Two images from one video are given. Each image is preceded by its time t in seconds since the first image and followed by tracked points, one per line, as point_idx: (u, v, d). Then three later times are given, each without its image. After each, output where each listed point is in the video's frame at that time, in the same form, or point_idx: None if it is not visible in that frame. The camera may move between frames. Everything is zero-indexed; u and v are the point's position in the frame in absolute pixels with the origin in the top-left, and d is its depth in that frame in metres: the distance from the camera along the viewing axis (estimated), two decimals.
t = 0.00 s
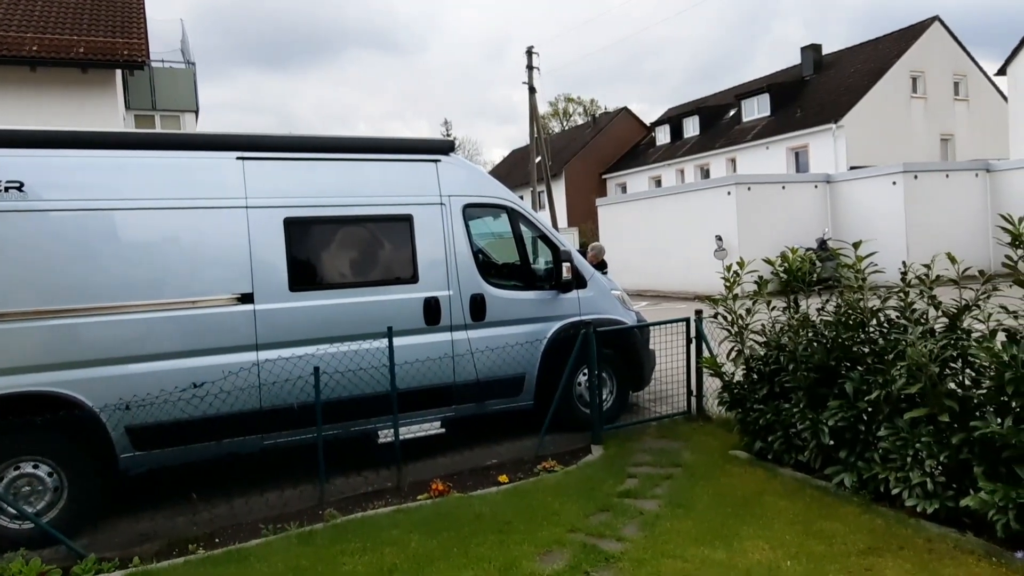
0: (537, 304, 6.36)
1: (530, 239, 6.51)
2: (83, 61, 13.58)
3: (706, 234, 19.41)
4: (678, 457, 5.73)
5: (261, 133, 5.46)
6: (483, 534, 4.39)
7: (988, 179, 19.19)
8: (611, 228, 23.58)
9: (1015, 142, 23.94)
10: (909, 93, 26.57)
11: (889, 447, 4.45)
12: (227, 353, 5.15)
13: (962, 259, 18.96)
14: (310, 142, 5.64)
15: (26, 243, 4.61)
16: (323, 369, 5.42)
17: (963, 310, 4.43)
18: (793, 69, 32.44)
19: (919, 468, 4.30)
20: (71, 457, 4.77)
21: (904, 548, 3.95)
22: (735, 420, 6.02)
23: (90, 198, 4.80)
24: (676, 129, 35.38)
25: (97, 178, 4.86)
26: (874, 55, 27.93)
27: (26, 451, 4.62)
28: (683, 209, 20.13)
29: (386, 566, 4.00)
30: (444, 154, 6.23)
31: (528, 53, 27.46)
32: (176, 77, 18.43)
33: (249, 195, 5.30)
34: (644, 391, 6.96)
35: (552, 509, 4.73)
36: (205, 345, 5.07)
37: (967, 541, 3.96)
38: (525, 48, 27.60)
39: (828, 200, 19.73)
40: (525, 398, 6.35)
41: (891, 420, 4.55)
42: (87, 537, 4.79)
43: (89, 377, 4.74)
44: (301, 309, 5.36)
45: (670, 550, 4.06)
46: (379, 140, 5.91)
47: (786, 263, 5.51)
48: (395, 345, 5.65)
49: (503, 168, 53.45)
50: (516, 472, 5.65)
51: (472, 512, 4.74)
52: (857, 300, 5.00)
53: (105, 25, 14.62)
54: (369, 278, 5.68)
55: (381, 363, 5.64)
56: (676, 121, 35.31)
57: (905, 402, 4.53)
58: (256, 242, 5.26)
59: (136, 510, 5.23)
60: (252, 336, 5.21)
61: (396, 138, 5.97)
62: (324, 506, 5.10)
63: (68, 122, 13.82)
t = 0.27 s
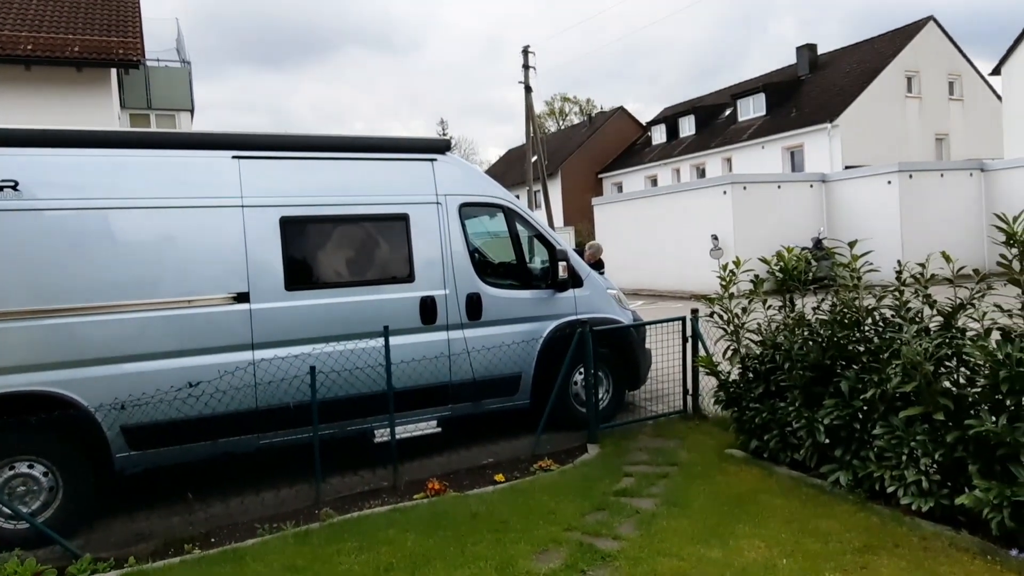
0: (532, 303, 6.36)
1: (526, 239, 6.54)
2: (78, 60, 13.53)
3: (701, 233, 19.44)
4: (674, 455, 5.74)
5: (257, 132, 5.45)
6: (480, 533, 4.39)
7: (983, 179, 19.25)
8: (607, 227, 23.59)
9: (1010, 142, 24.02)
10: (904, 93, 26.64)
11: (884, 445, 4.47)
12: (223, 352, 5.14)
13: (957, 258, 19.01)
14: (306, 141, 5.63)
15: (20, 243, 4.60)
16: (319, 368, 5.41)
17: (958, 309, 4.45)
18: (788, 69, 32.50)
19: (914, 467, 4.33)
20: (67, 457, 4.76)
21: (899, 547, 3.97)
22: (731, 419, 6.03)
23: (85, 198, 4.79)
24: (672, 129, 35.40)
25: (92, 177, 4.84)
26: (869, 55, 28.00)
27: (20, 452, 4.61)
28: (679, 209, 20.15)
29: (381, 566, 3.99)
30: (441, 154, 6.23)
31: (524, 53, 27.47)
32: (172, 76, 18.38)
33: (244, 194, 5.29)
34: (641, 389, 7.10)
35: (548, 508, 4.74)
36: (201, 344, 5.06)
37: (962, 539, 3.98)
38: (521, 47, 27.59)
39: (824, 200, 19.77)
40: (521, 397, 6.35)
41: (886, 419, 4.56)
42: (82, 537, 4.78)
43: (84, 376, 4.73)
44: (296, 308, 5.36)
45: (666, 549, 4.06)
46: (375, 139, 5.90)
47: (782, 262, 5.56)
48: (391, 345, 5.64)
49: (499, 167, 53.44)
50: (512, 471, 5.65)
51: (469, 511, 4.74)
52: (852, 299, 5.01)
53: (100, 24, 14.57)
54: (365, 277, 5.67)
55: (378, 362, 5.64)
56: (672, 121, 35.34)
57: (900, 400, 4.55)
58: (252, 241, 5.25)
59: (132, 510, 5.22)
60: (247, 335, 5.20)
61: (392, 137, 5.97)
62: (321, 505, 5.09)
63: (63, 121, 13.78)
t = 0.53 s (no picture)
0: (529, 303, 6.36)
1: (522, 239, 6.53)
2: (73, 58, 13.48)
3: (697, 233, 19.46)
4: (670, 455, 5.74)
5: (252, 131, 5.44)
6: (476, 533, 4.39)
7: (977, 179, 19.32)
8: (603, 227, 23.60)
9: (1004, 143, 24.12)
10: (898, 93, 26.72)
11: (879, 445, 4.49)
12: (218, 352, 5.13)
13: (951, 258, 19.08)
14: (302, 140, 5.62)
15: (15, 242, 4.57)
16: (315, 368, 5.40)
17: (952, 309, 4.47)
18: (783, 69, 32.57)
19: (909, 466, 4.34)
20: (61, 458, 4.73)
21: (894, 546, 3.98)
22: (727, 419, 6.04)
23: (80, 197, 4.77)
24: (667, 129, 35.44)
25: (87, 177, 4.83)
26: (864, 56, 28.08)
27: (14, 452, 4.58)
28: (674, 208, 20.17)
29: (378, 566, 3.99)
30: (437, 153, 6.23)
31: (520, 52, 27.46)
32: (167, 74, 18.33)
33: (240, 194, 5.28)
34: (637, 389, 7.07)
35: (544, 508, 4.74)
36: (196, 344, 5.05)
37: (956, 538, 3.99)
38: (517, 47, 27.60)
39: (819, 200, 19.82)
40: (517, 397, 6.35)
41: (881, 418, 4.58)
42: (77, 538, 4.76)
43: (79, 376, 4.71)
44: (292, 308, 5.35)
45: (662, 548, 4.07)
46: (371, 139, 5.90)
47: (778, 262, 5.56)
48: (388, 345, 5.64)
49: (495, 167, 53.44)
50: (508, 471, 5.65)
51: (465, 511, 4.73)
52: (848, 299, 5.03)
53: (95, 23, 14.52)
54: (361, 277, 5.66)
55: (374, 362, 5.63)
56: (667, 121, 35.36)
57: (895, 400, 4.56)
58: (248, 241, 5.24)
59: (127, 510, 5.20)
60: (243, 335, 5.19)
61: (388, 137, 5.97)
62: (316, 505, 5.08)
63: (58, 120, 13.73)
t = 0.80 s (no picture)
0: (522, 303, 6.36)
1: (516, 239, 6.54)
2: (65, 58, 13.42)
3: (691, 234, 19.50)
4: (663, 455, 5.76)
5: (246, 132, 5.43)
6: (469, 533, 4.40)
7: (969, 180, 19.43)
8: (597, 227, 23.63)
9: (994, 145, 24.26)
10: (891, 95, 26.84)
11: (870, 444, 4.51)
12: (211, 353, 5.12)
13: (943, 259, 19.17)
14: (296, 141, 5.62)
15: (7, 242, 4.56)
16: (308, 369, 5.40)
17: (943, 309, 4.51)
18: (776, 71, 32.68)
19: (900, 466, 4.36)
20: (53, 458, 4.72)
21: (885, 545, 4.00)
22: (719, 419, 6.06)
23: (72, 197, 4.76)
24: (661, 129, 35.49)
25: (79, 177, 4.81)
26: (857, 57, 28.19)
27: (5, 453, 4.56)
28: (668, 209, 20.21)
29: (371, 566, 3.99)
30: (431, 154, 6.23)
31: (514, 53, 27.48)
32: (159, 74, 18.25)
33: (233, 194, 5.27)
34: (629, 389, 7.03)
35: (538, 508, 4.75)
36: (189, 345, 5.04)
37: (947, 538, 4.02)
38: (511, 48, 27.61)
39: (811, 201, 19.90)
40: (511, 398, 6.35)
41: (872, 419, 4.60)
42: (69, 539, 4.74)
43: (71, 377, 4.69)
44: (286, 308, 5.34)
45: (655, 548, 4.08)
46: (364, 139, 5.90)
47: (771, 263, 5.59)
48: (381, 345, 5.63)
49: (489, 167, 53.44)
50: (502, 471, 5.65)
51: (459, 512, 4.74)
52: (840, 300, 5.04)
53: (87, 22, 14.46)
54: (355, 277, 5.66)
55: (367, 363, 5.63)
56: (661, 122, 35.41)
57: (886, 400, 4.59)
58: (241, 242, 5.24)
59: (119, 511, 5.19)
60: (236, 336, 5.18)
61: (382, 137, 5.97)
62: (310, 506, 5.07)
63: (49, 119, 13.67)
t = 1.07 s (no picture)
0: (518, 303, 6.36)
1: (512, 239, 6.54)
2: (59, 57, 13.38)
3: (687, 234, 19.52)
4: (659, 455, 5.77)
5: (241, 131, 5.43)
6: (465, 533, 4.40)
7: (963, 180, 19.50)
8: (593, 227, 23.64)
9: (989, 145, 24.34)
10: (886, 95, 26.92)
11: (865, 443, 4.53)
12: (207, 353, 5.11)
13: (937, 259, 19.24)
14: (291, 141, 5.61)
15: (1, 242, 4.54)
16: (304, 369, 5.39)
17: (937, 309, 4.53)
18: (772, 71, 32.75)
19: (895, 464, 4.38)
20: (48, 459, 4.70)
21: (880, 544, 4.01)
22: (715, 419, 6.07)
23: (67, 197, 4.74)
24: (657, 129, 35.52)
25: (74, 176, 4.80)
26: (852, 58, 28.26)
27: None
28: (664, 209, 20.23)
29: (367, 566, 3.99)
30: (427, 153, 6.23)
31: (510, 53, 27.48)
32: (154, 74, 18.22)
33: (229, 194, 5.26)
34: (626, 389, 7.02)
35: (533, 508, 4.76)
36: (184, 345, 5.03)
37: (941, 536, 4.03)
38: (507, 48, 27.61)
39: (807, 200, 19.94)
40: (507, 397, 6.35)
41: (867, 417, 4.62)
42: (64, 539, 4.73)
43: (65, 377, 4.68)
44: (281, 308, 5.34)
45: (651, 548, 4.09)
46: (360, 139, 5.90)
47: (766, 263, 5.59)
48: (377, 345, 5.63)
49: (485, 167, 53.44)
50: (498, 471, 5.66)
51: (455, 511, 4.74)
52: (835, 299, 5.09)
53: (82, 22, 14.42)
54: (350, 277, 5.66)
55: (363, 363, 5.62)
56: (657, 122, 35.44)
57: (881, 399, 4.61)
58: (236, 241, 5.23)
59: (114, 512, 5.18)
60: (232, 336, 5.17)
61: (377, 137, 5.97)
62: (305, 506, 5.07)
63: (43, 119, 13.63)
